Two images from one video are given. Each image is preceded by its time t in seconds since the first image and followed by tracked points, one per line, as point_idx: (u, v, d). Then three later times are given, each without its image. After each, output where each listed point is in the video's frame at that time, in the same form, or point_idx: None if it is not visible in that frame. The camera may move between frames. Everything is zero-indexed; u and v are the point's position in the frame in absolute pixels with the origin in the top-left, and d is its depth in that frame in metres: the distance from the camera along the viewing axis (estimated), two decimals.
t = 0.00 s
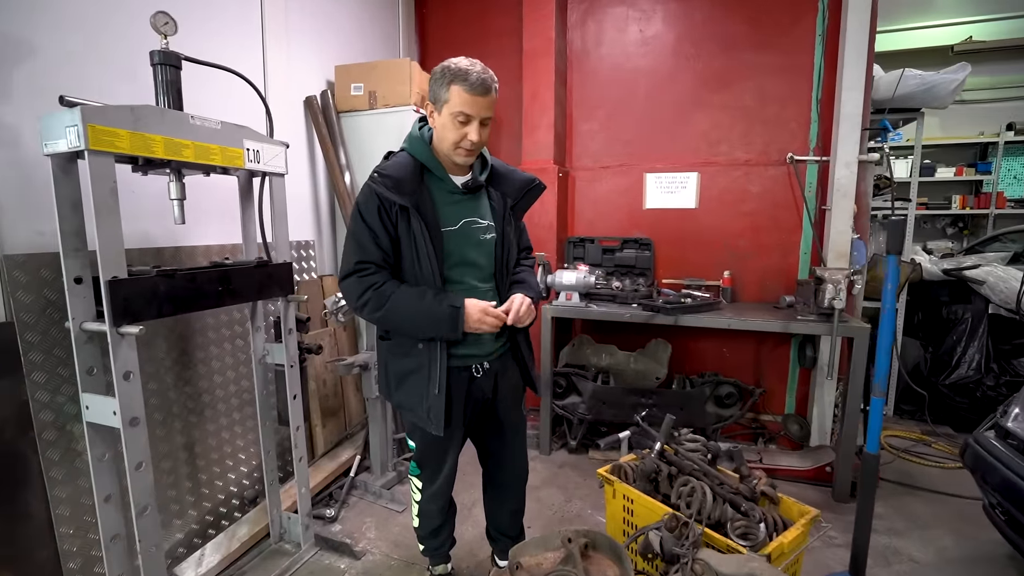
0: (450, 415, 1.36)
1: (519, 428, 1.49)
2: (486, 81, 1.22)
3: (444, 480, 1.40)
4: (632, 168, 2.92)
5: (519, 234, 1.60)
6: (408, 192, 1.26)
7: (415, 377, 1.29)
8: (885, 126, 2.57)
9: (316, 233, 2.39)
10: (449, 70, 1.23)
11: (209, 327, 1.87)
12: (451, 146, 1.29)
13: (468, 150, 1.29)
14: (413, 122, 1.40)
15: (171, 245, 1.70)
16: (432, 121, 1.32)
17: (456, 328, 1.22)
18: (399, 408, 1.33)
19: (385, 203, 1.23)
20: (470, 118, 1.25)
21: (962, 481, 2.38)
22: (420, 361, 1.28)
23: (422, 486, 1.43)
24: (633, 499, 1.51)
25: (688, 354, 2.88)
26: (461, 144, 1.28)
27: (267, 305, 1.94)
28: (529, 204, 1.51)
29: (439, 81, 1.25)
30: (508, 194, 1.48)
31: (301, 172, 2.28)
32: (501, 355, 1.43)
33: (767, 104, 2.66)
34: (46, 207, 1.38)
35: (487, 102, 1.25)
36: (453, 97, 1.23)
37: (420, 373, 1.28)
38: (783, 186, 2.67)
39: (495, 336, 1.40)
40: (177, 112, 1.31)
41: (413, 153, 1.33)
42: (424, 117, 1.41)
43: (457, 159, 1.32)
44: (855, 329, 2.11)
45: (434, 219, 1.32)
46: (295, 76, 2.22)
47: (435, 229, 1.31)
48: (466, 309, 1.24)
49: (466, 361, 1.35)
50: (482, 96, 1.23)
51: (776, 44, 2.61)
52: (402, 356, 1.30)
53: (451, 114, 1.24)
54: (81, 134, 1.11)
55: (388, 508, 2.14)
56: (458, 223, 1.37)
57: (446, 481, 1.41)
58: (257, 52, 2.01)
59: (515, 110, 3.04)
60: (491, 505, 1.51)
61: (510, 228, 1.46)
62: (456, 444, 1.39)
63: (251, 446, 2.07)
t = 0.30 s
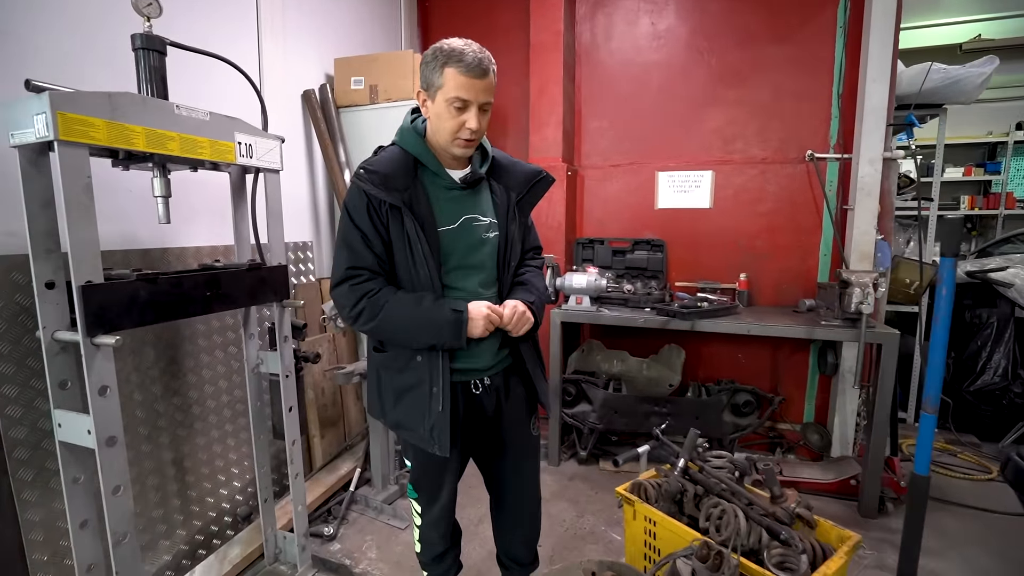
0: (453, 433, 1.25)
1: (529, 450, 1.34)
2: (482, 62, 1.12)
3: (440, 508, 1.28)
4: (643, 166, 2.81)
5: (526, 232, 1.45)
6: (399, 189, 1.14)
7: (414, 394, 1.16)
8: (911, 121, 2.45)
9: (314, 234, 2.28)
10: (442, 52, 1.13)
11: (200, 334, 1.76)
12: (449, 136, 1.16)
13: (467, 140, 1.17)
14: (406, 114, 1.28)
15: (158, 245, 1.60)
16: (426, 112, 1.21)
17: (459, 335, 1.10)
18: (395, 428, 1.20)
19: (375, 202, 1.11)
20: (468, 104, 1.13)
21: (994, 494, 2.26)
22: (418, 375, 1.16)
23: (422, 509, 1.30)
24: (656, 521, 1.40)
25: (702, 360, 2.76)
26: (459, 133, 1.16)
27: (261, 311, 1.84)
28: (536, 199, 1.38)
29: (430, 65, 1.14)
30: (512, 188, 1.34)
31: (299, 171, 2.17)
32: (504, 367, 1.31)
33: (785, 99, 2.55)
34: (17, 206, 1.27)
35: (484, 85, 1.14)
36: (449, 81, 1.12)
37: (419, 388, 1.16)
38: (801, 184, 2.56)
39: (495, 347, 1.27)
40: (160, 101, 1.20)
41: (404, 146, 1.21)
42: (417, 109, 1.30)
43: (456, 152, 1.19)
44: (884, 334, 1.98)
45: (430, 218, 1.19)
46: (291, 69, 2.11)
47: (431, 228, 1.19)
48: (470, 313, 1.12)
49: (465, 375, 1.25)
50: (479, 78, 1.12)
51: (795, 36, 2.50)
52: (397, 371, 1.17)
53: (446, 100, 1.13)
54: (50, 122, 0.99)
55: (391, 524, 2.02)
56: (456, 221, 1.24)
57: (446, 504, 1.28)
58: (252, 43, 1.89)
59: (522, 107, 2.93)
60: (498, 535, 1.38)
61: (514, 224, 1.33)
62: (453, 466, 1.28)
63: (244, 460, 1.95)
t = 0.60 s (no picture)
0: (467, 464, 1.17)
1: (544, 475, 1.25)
2: (516, 62, 1.07)
3: (451, 540, 1.18)
4: (654, 169, 2.72)
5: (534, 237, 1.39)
6: (410, 195, 1.04)
7: (428, 425, 1.07)
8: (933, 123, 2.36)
9: (313, 240, 2.19)
10: (474, 47, 1.04)
11: (191, 347, 1.66)
12: (475, 138, 1.09)
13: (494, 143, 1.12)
14: (406, 114, 1.20)
15: (146, 253, 1.51)
16: (442, 109, 1.11)
17: (468, 363, 0.97)
18: (407, 462, 1.11)
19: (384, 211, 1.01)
20: (500, 105, 1.07)
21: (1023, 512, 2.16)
22: (432, 404, 1.07)
23: (428, 540, 1.20)
24: (676, 548, 1.31)
25: (716, 371, 2.67)
26: (488, 135, 1.09)
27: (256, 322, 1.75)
28: (547, 200, 1.37)
29: (458, 59, 1.05)
30: (525, 189, 1.31)
31: (297, 175, 2.08)
32: (521, 387, 1.24)
33: (801, 101, 2.46)
34: None
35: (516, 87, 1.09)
36: (485, 79, 1.04)
37: (434, 420, 1.07)
38: (818, 188, 2.47)
39: (513, 366, 1.20)
40: (145, 98, 1.10)
41: (411, 148, 1.11)
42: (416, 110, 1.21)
43: (478, 155, 1.13)
44: (910, 346, 1.89)
45: (443, 227, 1.10)
46: (290, 69, 2.02)
47: (445, 238, 1.09)
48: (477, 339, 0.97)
49: (480, 399, 1.16)
50: (513, 78, 1.07)
51: (811, 36, 2.42)
52: (410, 399, 1.08)
53: (479, 99, 1.04)
54: (20, 119, 0.90)
55: (392, 546, 1.91)
56: (472, 228, 1.16)
57: (458, 536, 1.18)
58: (248, 39, 1.81)
59: (527, 109, 2.86)
60: (491, 565, 1.25)
61: (531, 229, 1.29)
62: (467, 498, 1.18)
63: (238, 479, 1.85)
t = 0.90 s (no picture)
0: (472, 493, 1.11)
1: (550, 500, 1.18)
2: (553, 64, 1.05)
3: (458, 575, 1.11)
4: (659, 176, 2.66)
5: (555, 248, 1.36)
6: (426, 193, 0.98)
7: (429, 449, 1.00)
8: (947, 129, 2.30)
9: (310, 249, 2.13)
10: (511, 45, 1.02)
11: (181, 361, 1.59)
12: (504, 141, 1.06)
13: (522, 148, 1.09)
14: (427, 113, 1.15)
15: (133, 263, 1.44)
16: (469, 108, 1.07)
17: (361, 342, 0.85)
18: (409, 487, 1.04)
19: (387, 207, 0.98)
20: (533, 107, 1.05)
21: None
22: (433, 428, 0.99)
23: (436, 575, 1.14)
24: None
25: (725, 383, 2.60)
26: (518, 138, 1.06)
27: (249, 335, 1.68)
28: (569, 211, 1.33)
29: (493, 56, 1.02)
30: (548, 200, 1.29)
31: (294, 182, 2.03)
32: (537, 410, 1.19)
33: (810, 107, 2.41)
34: None
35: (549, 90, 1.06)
36: (520, 78, 1.01)
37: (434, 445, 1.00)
38: (828, 196, 2.42)
39: (530, 387, 1.13)
40: (129, 101, 1.04)
41: (428, 146, 1.07)
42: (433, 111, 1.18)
43: (505, 159, 1.09)
44: (930, 359, 1.82)
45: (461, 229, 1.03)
46: (286, 73, 1.97)
47: (462, 241, 1.02)
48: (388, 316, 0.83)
49: (495, 423, 1.10)
50: (548, 81, 1.04)
51: (820, 40, 2.36)
52: (412, 420, 0.99)
53: (512, 99, 1.02)
54: None
55: (390, 568, 1.83)
56: (492, 234, 1.10)
57: (466, 571, 1.11)
58: (243, 42, 1.75)
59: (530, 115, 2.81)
60: None
61: (555, 239, 1.25)
62: (474, 535, 1.12)
63: (229, 498, 1.77)
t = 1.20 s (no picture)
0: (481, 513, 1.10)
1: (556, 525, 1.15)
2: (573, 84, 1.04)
3: None
4: (661, 190, 2.66)
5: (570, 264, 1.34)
6: (441, 211, 0.97)
7: (439, 470, 0.98)
8: (948, 143, 2.30)
9: (311, 263, 2.12)
10: (532, 64, 1.01)
11: (179, 378, 1.57)
12: (522, 162, 1.05)
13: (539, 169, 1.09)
14: (443, 126, 1.15)
15: (132, 279, 1.43)
16: (487, 125, 1.07)
17: (354, 340, 0.85)
18: (416, 506, 1.02)
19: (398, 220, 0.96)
20: (552, 128, 1.04)
21: None
22: (445, 448, 0.97)
23: None
24: None
25: (729, 397, 2.57)
26: (535, 159, 1.06)
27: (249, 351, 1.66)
28: (585, 229, 1.31)
29: (514, 75, 1.01)
30: (565, 217, 1.27)
31: (295, 196, 2.02)
32: (546, 430, 1.17)
33: (812, 120, 2.41)
34: None
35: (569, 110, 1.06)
36: (540, 99, 1.01)
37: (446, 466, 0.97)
38: (830, 209, 2.41)
39: (540, 409, 1.12)
40: (129, 118, 1.03)
41: (444, 161, 1.06)
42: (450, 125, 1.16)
43: (522, 179, 1.09)
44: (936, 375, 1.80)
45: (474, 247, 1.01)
46: (288, 88, 1.97)
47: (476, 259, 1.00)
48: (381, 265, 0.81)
49: (503, 445, 1.08)
50: (569, 102, 1.04)
51: (821, 54, 2.37)
52: (422, 439, 0.97)
53: (531, 121, 1.01)
54: None
55: None
56: (507, 253, 1.08)
57: None
58: (246, 57, 1.76)
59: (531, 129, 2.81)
60: None
61: (569, 258, 1.23)
62: (481, 556, 1.09)
63: (226, 517, 1.74)
